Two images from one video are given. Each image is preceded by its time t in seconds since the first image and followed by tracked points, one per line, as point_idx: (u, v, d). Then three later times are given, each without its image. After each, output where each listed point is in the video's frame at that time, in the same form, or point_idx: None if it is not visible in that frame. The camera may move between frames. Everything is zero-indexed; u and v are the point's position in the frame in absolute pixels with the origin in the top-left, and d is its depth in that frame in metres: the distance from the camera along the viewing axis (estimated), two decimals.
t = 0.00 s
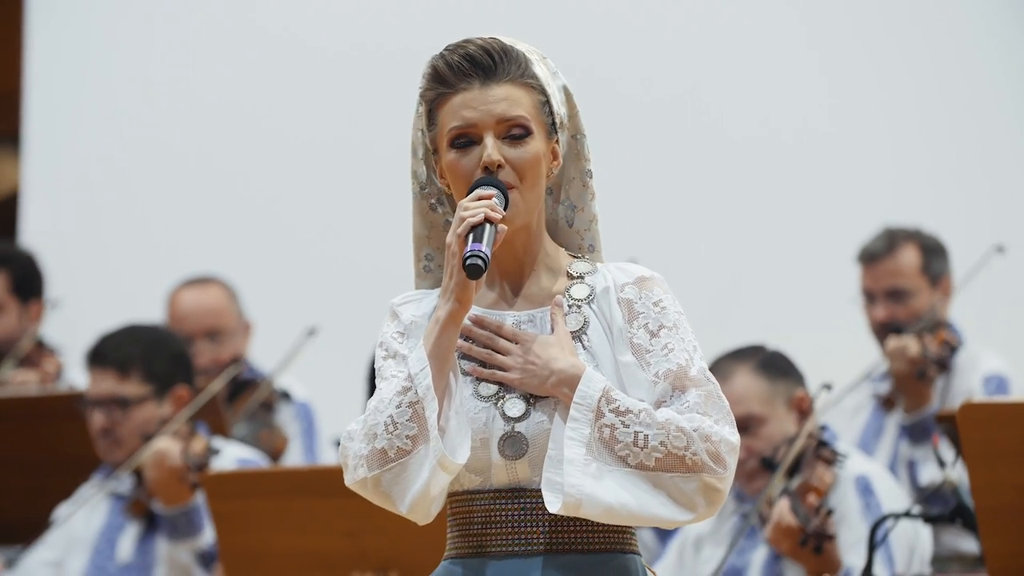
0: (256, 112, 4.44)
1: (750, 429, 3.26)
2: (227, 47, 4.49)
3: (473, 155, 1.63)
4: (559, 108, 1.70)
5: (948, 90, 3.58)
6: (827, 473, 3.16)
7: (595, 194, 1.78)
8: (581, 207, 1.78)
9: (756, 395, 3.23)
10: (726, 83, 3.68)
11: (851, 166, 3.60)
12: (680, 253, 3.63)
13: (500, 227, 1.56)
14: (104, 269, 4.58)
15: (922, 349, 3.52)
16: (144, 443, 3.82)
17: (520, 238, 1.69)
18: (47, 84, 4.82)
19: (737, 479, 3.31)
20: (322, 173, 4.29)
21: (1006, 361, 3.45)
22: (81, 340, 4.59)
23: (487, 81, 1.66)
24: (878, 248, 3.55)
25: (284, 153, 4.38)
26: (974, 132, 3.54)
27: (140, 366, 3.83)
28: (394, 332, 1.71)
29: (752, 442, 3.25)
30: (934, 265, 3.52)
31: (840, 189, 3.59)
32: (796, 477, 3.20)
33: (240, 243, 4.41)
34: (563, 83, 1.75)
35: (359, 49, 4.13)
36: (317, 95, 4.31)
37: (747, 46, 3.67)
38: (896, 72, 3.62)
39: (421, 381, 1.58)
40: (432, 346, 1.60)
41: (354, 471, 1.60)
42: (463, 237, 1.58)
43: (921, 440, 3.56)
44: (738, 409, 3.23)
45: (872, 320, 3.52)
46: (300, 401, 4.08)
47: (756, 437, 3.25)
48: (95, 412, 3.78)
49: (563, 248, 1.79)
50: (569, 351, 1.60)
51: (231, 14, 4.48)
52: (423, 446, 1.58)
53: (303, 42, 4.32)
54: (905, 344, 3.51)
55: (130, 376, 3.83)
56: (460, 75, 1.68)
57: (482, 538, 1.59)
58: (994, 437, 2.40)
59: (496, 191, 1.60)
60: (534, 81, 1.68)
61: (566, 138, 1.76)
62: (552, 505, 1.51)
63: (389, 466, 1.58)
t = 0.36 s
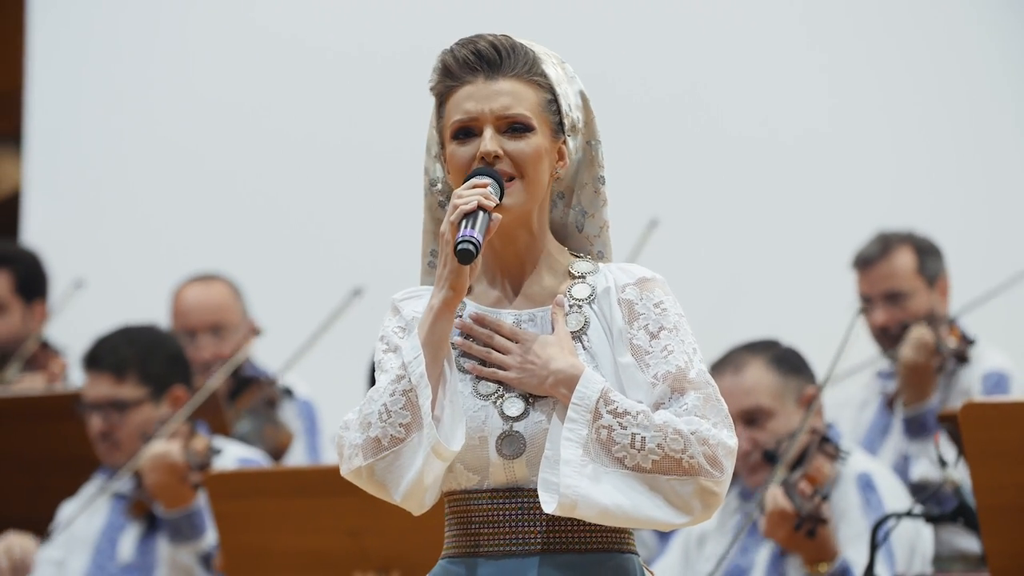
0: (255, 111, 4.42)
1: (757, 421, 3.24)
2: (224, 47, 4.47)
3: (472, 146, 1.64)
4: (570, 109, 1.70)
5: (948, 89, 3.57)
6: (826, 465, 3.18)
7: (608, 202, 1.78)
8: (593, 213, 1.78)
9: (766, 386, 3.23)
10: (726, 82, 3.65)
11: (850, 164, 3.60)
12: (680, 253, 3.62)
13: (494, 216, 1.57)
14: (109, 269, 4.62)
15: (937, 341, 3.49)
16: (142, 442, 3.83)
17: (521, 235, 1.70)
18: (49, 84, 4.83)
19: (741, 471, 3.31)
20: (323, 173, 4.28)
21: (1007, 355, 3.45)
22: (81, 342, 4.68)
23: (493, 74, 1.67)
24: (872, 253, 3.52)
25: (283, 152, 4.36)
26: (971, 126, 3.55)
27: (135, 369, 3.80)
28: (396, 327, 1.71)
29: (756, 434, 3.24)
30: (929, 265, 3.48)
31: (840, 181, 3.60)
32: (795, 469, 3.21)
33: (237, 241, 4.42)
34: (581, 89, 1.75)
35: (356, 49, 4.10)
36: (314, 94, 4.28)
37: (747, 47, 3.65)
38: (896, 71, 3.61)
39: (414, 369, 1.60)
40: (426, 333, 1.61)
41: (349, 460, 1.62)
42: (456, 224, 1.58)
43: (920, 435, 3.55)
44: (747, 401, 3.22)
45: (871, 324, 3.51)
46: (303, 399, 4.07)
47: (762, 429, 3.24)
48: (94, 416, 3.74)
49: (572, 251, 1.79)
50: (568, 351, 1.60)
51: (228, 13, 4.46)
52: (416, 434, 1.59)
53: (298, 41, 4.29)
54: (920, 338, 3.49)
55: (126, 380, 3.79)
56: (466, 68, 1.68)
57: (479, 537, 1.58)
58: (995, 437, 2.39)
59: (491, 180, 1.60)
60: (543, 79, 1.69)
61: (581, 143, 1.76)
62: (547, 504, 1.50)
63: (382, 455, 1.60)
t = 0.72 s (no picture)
0: (255, 111, 4.41)
1: (766, 414, 3.28)
2: (224, 47, 4.46)
3: (479, 140, 1.65)
4: (586, 113, 1.70)
5: (947, 89, 3.54)
6: (829, 457, 3.18)
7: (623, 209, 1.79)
8: (607, 220, 1.79)
9: (778, 378, 3.26)
10: (728, 83, 3.61)
11: (850, 163, 3.59)
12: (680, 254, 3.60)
13: (488, 207, 1.57)
14: (109, 269, 4.63)
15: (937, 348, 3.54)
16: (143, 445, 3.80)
17: (527, 235, 1.70)
18: (50, 85, 4.84)
19: (743, 466, 3.32)
20: (321, 172, 4.27)
21: (1007, 356, 3.47)
22: (82, 341, 4.70)
23: (508, 70, 1.68)
24: (872, 254, 3.54)
25: (282, 151, 4.35)
26: (971, 128, 3.52)
27: (135, 373, 3.79)
28: (399, 319, 1.72)
29: (763, 427, 3.27)
30: (929, 266, 3.52)
31: (839, 189, 3.59)
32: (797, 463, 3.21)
33: (237, 240, 4.42)
34: (604, 95, 1.75)
35: (355, 49, 4.10)
36: (314, 94, 4.27)
37: (747, 47, 3.61)
38: (897, 73, 3.59)
39: (405, 357, 1.61)
40: (418, 323, 1.63)
41: (342, 447, 1.63)
42: (448, 212, 1.59)
43: (921, 442, 3.59)
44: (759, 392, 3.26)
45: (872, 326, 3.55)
46: (303, 401, 4.06)
47: (769, 423, 3.26)
48: (94, 418, 3.76)
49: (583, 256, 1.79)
50: (569, 355, 1.60)
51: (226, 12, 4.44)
52: (406, 423, 1.60)
53: (298, 40, 4.28)
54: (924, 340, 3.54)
55: (125, 384, 3.78)
56: (484, 64, 1.69)
57: (475, 538, 1.59)
58: (995, 437, 2.39)
59: (489, 172, 1.60)
60: (561, 80, 1.69)
61: (601, 150, 1.76)
62: (542, 507, 1.50)
63: (372, 443, 1.61)
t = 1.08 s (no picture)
0: (253, 111, 4.41)
1: (765, 413, 3.26)
2: (222, 47, 4.45)
3: (479, 140, 1.65)
4: (587, 111, 1.70)
5: (948, 90, 3.55)
6: (826, 455, 3.17)
7: (627, 207, 1.78)
8: (612, 218, 1.78)
9: (776, 379, 3.26)
10: (728, 82, 3.60)
11: (848, 163, 3.59)
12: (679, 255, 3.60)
13: (487, 206, 1.57)
14: (107, 269, 4.63)
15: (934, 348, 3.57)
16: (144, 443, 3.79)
17: (531, 233, 1.70)
18: (48, 86, 4.83)
19: (743, 466, 3.30)
20: (320, 173, 4.26)
21: (1005, 353, 3.49)
22: (81, 341, 4.72)
23: (507, 70, 1.67)
24: (870, 254, 3.54)
25: (280, 152, 4.35)
26: (971, 125, 3.53)
27: (136, 371, 3.79)
28: (402, 317, 1.71)
29: (762, 426, 3.26)
30: (928, 267, 3.53)
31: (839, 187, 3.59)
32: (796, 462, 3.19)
33: (234, 242, 4.43)
34: (606, 92, 1.75)
35: (352, 50, 4.09)
36: (312, 94, 4.27)
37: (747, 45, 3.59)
38: (897, 73, 3.59)
39: (404, 356, 1.61)
40: (418, 321, 1.63)
41: (341, 446, 1.63)
42: (447, 209, 1.58)
43: (920, 442, 3.63)
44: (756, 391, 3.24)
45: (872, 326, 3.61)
46: (301, 401, 4.08)
47: (768, 421, 3.25)
48: (93, 415, 3.76)
49: (589, 255, 1.79)
50: (570, 354, 1.60)
51: (223, 13, 4.43)
52: (405, 421, 1.60)
53: (295, 41, 4.27)
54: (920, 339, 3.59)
55: (126, 382, 3.78)
56: (483, 64, 1.69)
57: (476, 538, 1.58)
58: (995, 437, 2.39)
59: (489, 171, 1.60)
60: (560, 78, 1.69)
61: (604, 147, 1.76)
62: (541, 506, 1.50)
63: (371, 442, 1.60)
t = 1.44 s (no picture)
0: (254, 112, 4.41)
1: (763, 415, 3.25)
2: (223, 48, 4.45)
3: (481, 141, 1.65)
4: (589, 111, 1.70)
5: (948, 89, 3.56)
6: (825, 459, 3.16)
7: (630, 206, 1.78)
8: (614, 217, 1.78)
9: (773, 380, 3.24)
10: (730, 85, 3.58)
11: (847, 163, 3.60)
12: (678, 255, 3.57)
13: (488, 206, 1.57)
14: (106, 269, 4.63)
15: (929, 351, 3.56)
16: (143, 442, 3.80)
17: (533, 233, 1.70)
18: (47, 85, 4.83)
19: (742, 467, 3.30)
20: (320, 173, 4.26)
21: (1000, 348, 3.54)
22: (81, 341, 4.74)
23: (509, 71, 1.68)
24: (868, 256, 3.55)
25: (280, 152, 4.35)
26: (971, 125, 3.55)
27: (136, 370, 3.78)
28: (404, 317, 1.71)
29: (760, 428, 3.25)
30: (926, 266, 3.55)
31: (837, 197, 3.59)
32: (795, 464, 3.19)
33: (229, 243, 4.44)
34: (608, 92, 1.75)
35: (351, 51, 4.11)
36: (312, 94, 4.27)
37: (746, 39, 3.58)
38: (898, 74, 3.59)
39: (404, 356, 1.61)
40: (418, 322, 1.63)
41: (342, 446, 1.63)
42: (448, 209, 1.59)
43: (922, 442, 3.62)
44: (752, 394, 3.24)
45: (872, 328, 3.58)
46: (297, 397, 4.07)
47: (766, 423, 3.24)
48: (93, 414, 3.75)
49: (591, 254, 1.80)
50: (571, 354, 1.60)
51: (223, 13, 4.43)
52: (405, 421, 1.60)
53: (295, 41, 4.27)
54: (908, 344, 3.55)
55: (127, 380, 3.77)
56: (484, 64, 1.69)
57: (477, 538, 1.59)
58: (996, 436, 2.39)
59: (492, 172, 1.61)
60: (562, 78, 1.69)
61: (605, 147, 1.76)
62: (542, 505, 1.50)
63: (371, 441, 1.61)
